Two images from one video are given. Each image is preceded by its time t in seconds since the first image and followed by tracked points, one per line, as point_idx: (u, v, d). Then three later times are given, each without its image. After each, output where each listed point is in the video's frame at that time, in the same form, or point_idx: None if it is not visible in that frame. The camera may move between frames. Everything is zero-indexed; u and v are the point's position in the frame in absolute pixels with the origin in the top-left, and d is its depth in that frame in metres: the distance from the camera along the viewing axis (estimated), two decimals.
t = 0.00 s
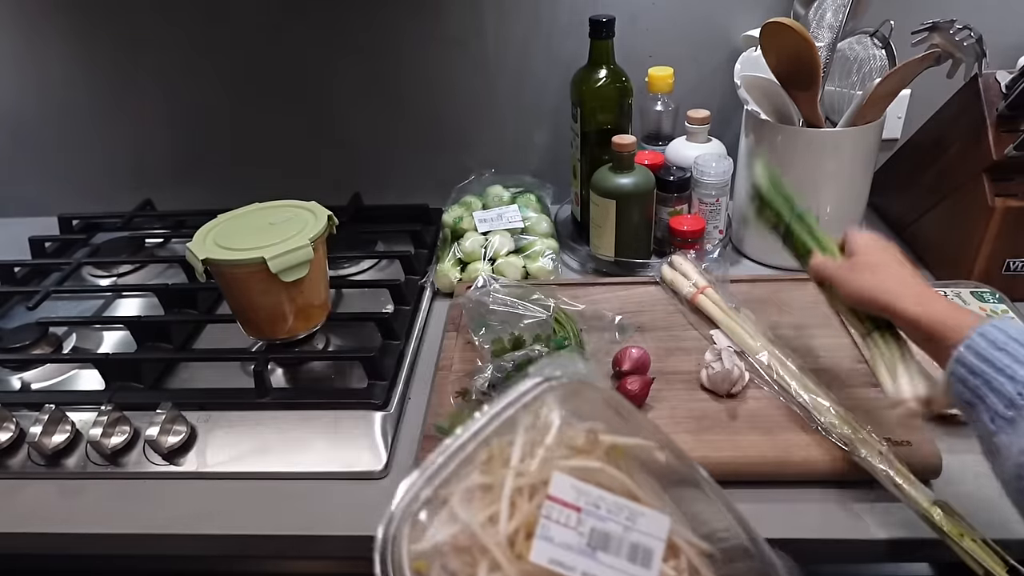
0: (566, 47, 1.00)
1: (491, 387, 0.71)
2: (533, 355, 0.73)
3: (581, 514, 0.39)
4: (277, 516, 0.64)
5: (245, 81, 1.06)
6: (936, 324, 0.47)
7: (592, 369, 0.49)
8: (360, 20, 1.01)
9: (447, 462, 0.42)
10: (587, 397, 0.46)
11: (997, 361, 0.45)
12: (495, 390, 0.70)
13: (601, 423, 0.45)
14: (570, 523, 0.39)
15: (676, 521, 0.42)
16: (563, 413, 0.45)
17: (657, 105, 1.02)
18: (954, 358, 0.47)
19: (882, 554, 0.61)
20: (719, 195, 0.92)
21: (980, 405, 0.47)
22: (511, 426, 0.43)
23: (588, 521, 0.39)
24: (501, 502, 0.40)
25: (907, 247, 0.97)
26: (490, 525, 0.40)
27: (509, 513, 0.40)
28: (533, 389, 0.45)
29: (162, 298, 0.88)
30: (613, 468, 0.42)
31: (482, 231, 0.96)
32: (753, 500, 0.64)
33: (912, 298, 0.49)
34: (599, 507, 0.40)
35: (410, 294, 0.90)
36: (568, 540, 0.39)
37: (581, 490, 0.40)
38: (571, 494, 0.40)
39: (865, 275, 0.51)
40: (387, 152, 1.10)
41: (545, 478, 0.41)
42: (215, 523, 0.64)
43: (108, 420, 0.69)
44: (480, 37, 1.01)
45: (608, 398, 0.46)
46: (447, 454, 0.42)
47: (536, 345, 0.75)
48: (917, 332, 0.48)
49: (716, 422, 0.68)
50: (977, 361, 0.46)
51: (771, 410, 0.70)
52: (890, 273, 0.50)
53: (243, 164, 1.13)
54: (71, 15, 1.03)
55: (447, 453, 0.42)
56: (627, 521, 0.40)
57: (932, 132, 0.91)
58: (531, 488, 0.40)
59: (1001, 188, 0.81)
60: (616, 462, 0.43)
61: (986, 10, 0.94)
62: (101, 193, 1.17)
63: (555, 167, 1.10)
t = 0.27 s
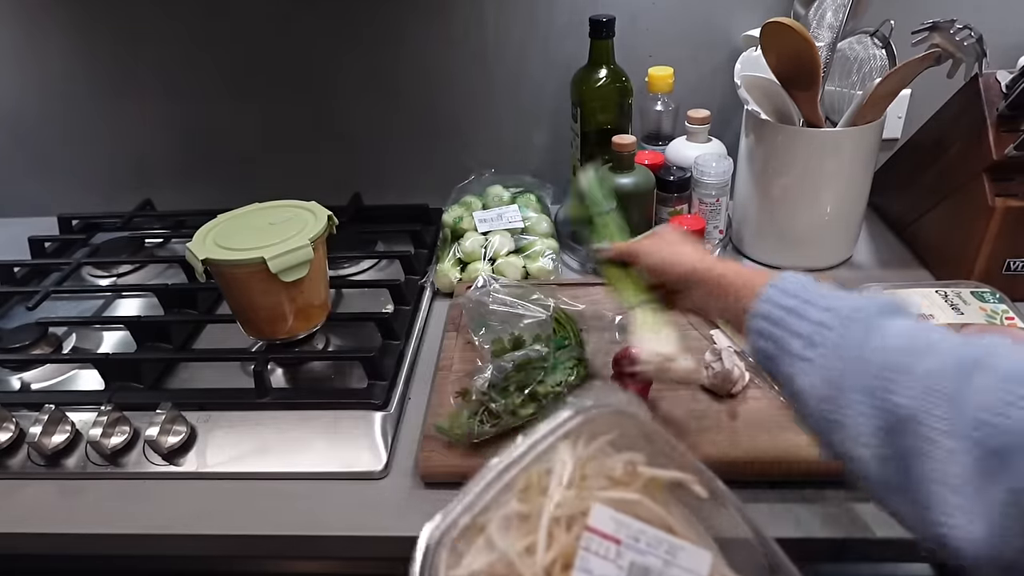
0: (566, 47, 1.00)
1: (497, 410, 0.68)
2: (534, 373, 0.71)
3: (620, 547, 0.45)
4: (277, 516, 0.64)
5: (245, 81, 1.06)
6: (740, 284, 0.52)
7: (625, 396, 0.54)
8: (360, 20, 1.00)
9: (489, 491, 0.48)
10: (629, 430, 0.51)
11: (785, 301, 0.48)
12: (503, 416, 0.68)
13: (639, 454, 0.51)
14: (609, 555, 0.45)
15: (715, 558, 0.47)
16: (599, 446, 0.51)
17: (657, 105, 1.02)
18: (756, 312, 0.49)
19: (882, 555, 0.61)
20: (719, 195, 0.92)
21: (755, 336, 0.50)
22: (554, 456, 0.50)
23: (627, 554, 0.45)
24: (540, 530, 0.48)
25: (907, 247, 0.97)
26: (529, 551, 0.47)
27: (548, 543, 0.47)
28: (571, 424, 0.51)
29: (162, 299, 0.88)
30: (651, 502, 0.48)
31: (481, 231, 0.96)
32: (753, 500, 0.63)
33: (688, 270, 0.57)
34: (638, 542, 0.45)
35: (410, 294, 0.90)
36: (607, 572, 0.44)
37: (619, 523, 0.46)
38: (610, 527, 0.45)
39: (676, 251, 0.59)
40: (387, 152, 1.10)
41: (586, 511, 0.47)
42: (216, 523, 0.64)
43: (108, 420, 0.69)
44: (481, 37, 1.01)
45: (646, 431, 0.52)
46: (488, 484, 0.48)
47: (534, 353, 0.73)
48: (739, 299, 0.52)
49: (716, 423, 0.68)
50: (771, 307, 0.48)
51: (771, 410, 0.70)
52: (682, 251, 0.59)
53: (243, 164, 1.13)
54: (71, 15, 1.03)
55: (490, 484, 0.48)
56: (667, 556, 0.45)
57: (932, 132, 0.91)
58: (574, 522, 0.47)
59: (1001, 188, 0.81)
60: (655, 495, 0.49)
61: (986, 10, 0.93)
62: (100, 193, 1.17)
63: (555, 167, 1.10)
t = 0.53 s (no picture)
0: (566, 47, 1.00)
1: (469, 402, 0.68)
2: (510, 377, 0.72)
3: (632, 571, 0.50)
4: (277, 516, 0.64)
5: (245, 81, 1.07)
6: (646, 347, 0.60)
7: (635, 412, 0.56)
8: (360, 20, 1.01)
9: (503, 513, 0.54)
10: (637, 458, 0.57)
11: (706, 359, 0.52)
12: (475, 407, 0.68)
13: (649, 479, 0.56)
14: None
15: None
16: (610, 470, 0.56)
17: (657, 105, 1.02)
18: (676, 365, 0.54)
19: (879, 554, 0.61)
20: (719, 195, 0.92)
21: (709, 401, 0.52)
22: (564, 479, 0.56)
23: None
24: (552, 552, 0.53)
25: (906, 247, 0.97)
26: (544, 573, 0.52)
27: (559, 566, 0.52)
28: (578, 448, 0.56)
29: (162, 298, 0.88)
30: (660, 528, 0.54)
31: (481, 231, 0.96)
32: (753, 500, 0.63)
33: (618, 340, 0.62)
34: (649, 567, 0.50)
35: (410, 294, 0.90)
36: None
37: (632, 550, 0.51)
38: (622, 553, 0.51)
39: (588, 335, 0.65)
40: (387, 152, 1.10)
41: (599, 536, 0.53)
42: (215, 523, 0.64)
43: (108, 420, 0.69)
44: (481, 38, 1.01)
45: (656, 458, 0.56)
46: (501, 506, 0.54)
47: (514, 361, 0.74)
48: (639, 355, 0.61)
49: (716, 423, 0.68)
50: (688, 358, 0.53)
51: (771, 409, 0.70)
52: (614, 322, 0.64)
53: (243, 164, 1.13)
54: (71, 15, 1.03)
55: (506, 506, 0.54)
56: None
57: (932, 132, 0.91)
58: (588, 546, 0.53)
59: (1001, 188, 0.81)
60: (664, 521, 0.54)
61: (986, 10, 0.94)
62: (101, 193, 1.17)
63: (555, 167, 1.10)
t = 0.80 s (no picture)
0: (566, 47, 1.00)
1: (469, 403, 0.68)
2: (510, 377, 0.72)
3: None
4: (276, 516, 0.64)
5: (245, 82, 1.07)
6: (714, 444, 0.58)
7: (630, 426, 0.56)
8: (360, 20, 1.01)
9: (500, 531, 0.53)
10: (638, 479, 0.57)
11: (746, 427, 0.54)
12: (476, 408, 0.68)
13: (648, 501, 0.57)
14: None
15: None
16: (609, 490, 0.57)
17: (657, 105, 1.02)
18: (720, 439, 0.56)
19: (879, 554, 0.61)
20: (719, 195, 0.92)
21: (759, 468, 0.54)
22: (561, 500, 0.56)
23: None
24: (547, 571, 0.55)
25: (906, 247, 0.97)
26: None
27: None
28: (578, 470, 0.56)
29: (162, 298, 0.88)
30: (657, 551, 0.55)
31: (481, 231, 0.96)
32: (753, 500, 0.63)
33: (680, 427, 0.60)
34: None
35: (410, 294, 0.90)
36: None
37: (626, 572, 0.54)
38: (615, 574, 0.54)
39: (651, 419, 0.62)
40: (387, 152, 1.10)
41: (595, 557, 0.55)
42: (215, 524, 0.64)
43: (108, 420, 0.69)
44: (481, 38, 1.01)
45: (653, 478, 0.56)
46: (500, 524, 0.54)
47: (514, 361, 0.74)
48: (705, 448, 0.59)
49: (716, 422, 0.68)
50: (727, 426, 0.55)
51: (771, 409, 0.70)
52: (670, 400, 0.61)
53: (243, 164, 1.13)
54: (70, 15, 1.03)
55: (503, 523, 0.54)
56: None
57: (931, 132, 0.91)
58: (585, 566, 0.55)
59: (1001, 188, 0.81)
60: (661, 543, 0.56)
61: (986, 10, 0.93)
62: (101, 193, 1.17)
63: (555, 167, 1.10)
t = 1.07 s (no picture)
0: (566, 47, 1.00)
1: (469, 403, 0.68)
2: (510, 377, 0.72)
3: None
4: (277, 516, 0.64)
5: (245, 82, 1.07)
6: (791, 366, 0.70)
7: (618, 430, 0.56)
8: (361, 20, 1.01)
9: (490, 551, 0.52)
10: (628, 490, 0.56)
11: (835, 359, 0.63)
12: (476, 408, 0.68)
13: (637, 512, 0.56)
14: None
15: None
16: (601, 502, 0.56)
17: (657, 105, 1.02)
18: (815, 369, 0.65)
19: (879, 555, 0.61)
20: (719, 195, 0.92)
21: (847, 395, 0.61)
22: (552, 515, 0.55)
23: None
24: None
25: (907, 247, 0.97)
26: None
27: None
28: (571, 483, 0.55)
29: (162, 299, 0.88)
30: (649, 561, 0.54)
31: (481, 231, 0.96)
32: (754, 500, 0.63)
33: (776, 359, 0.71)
34: None
35: (410, 294, 0.90)
36: None
37: None
38: None
39: (748, 351, 0.73)
40: (387, 152, 1.10)
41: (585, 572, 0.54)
42: (215, 524, 0.64)
43: (108, 420, 0.69)
44: (481, 38, 1.01)
45: (643, 490, 0.56)
46: (489, 544, 0.52)
47: (514, 360, 0.74)
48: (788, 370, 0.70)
49: (716, 423, 0.68)
50: (821, 361, 0.64)
51: (772, 410, 0.70)
52: (772, 338, 0.72)
53: (243, 164, 1.13)
54: (70, 15, 1.03)
55: (492, 544, 0.52)
56: None
57: (932, 131, 0.91)
58: None
59: (1001, 188, 0.81)
60: (653, 553, 0.55)
61: (986, 10, 0.93)
62: (100, 193, 1.17)
63: (555, 167, 1.10)
